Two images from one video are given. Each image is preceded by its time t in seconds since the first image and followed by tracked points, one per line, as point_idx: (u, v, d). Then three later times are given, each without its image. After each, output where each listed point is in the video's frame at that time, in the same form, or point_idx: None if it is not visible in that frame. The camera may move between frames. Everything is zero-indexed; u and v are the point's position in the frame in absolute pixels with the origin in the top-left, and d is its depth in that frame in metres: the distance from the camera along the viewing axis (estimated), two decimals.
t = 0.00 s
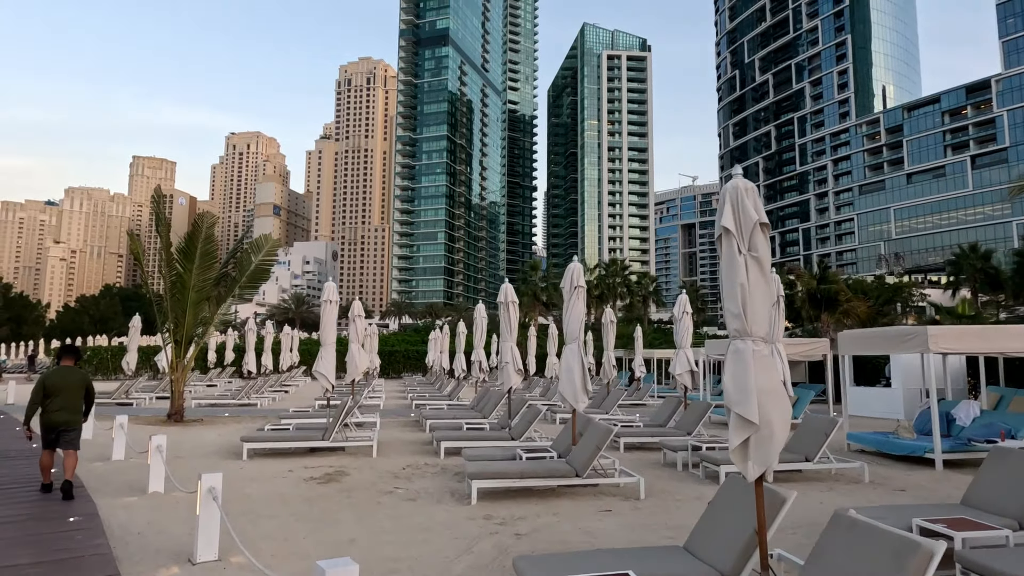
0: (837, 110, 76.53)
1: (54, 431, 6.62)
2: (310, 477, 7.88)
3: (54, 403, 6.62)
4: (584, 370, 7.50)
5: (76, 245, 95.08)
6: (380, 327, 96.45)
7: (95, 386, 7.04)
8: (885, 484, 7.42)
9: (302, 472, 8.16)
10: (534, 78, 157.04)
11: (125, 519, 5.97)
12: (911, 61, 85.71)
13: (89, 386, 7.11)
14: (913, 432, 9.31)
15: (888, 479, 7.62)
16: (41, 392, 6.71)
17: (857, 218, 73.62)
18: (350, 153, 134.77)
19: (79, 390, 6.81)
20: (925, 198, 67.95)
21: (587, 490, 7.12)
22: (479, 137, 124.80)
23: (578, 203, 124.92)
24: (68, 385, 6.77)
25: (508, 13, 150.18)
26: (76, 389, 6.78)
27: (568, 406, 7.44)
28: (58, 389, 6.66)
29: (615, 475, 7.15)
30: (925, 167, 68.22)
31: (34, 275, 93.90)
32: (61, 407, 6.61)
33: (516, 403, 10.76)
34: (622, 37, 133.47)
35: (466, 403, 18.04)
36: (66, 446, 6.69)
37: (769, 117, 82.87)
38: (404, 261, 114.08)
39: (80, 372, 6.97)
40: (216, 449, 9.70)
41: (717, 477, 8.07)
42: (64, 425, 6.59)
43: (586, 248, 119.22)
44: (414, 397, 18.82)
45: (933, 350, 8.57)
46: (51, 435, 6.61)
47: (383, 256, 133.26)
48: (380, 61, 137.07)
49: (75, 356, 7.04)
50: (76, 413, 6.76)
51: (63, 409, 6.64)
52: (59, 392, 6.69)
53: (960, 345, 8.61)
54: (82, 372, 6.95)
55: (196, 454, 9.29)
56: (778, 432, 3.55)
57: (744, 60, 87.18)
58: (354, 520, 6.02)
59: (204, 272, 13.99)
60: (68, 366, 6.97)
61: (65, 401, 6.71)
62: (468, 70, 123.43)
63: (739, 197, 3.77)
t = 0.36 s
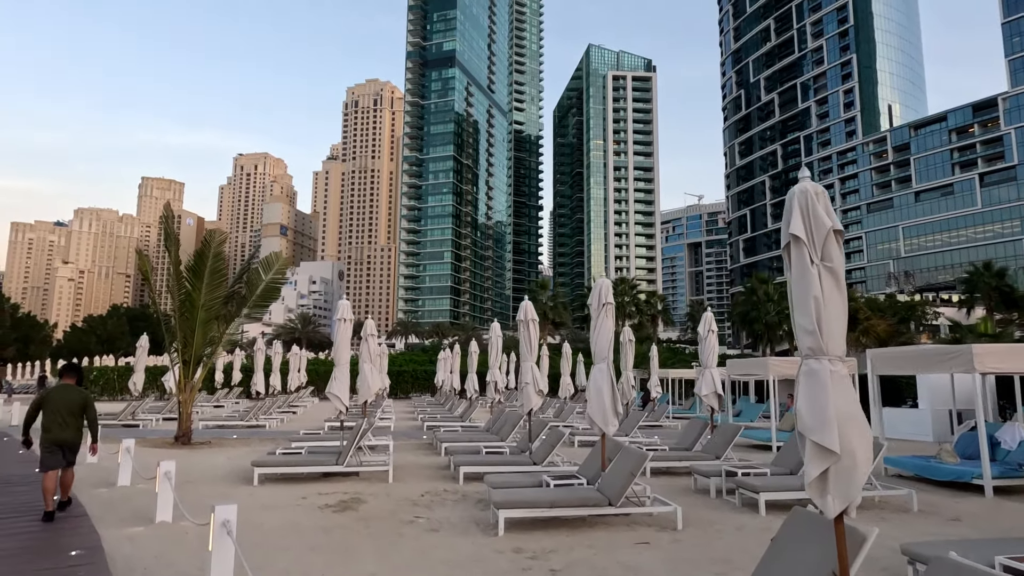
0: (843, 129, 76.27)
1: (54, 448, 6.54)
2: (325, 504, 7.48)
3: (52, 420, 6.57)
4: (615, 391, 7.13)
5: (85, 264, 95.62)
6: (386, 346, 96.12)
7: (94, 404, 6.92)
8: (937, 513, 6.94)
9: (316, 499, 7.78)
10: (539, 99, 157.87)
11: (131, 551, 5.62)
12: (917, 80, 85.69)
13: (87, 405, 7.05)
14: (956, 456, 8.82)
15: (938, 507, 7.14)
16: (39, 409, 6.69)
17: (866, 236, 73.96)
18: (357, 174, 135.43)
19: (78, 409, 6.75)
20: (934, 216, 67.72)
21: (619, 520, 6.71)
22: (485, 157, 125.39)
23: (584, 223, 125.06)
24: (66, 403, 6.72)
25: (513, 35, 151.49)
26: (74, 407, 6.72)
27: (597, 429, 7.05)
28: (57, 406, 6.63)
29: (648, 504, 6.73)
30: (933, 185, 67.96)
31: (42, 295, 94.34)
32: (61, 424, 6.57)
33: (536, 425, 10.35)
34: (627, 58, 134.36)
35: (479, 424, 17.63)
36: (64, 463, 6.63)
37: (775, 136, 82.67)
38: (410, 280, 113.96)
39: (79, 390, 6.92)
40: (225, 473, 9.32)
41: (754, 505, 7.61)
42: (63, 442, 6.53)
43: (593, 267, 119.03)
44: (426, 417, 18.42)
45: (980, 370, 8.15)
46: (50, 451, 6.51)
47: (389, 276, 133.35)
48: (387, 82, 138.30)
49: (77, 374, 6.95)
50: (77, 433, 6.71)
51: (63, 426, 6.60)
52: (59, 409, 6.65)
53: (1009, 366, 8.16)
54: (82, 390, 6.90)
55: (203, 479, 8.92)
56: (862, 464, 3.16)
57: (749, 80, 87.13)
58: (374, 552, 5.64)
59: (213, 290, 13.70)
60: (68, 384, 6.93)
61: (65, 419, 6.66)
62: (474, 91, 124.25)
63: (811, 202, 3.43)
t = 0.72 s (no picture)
0: (850, 147, 76.00)
1: (58, 470, 6.39)
2: (341, 533, 7.09)
3: (59, 440, 6.43)
4: (647, 413, 6.77)
5: (93, 284, 96.05)
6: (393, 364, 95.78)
7: (101, 423, 6.83)
8: (995, 545, 6.49)
9: (331, 527, 7.38)
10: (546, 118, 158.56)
11: None
12: (924, 98, 85.55)
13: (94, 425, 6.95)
14: (1002, 481, 8.38)
15: (993, 539, 6.69)
16: (45, 429, 6.56)
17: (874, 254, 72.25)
18: (364, 193, 135.97)
19: (83, 429, 6.62)
20: (943, 234, 67.36)
21: (654, 551, 6.31)
22: (492, 177, 125.80)
23: (591, 241, 125.01)
24: (72, 422, 6.59)
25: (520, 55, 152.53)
26: (80, 427, 6.61)
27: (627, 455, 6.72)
28: (64, 425, 6.50)
29: (686, 535, 6.33)
30: (941, 203, 67.58)
31: (51, 314, 94.68)
32: (67, 443, 6.44)
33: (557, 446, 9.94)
34: (632, 78, 135.00)
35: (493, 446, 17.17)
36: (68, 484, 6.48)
37: (781, 154, 82.55)
38: (417, 299, 113.83)
39: (86, 410, 6.82)
40: (234, 499, 8.92)
41: (794, 534, 7.20)
42: (69, 462, 6.40)
43: (599, 286, 118.73)
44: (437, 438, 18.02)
45: None
46: (53, 472, 6.37)
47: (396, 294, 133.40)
48: (394, 103, 139.25)
49: (85, 394, 6.88)
50: (81, 452, 6.56)
51: (69, 445, 6.46)
52: (65, 429, 6.51)
53: None
54: (89, 410, 6.81)
55: (213, 506, 8.52)
56: (966, 496, 3.10)
57: (755, 98, 87.18)
58: None
59: (223, 308, 13.41)
60: (75, 404, 6.80)
61: (71, 439, 6.53)
62: (481, 111, 124.88)
63: (895, 204, 3.52)
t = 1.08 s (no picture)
0: (862, 158, 75.18)
1: (57, 488, 6.30)
2: (358, 557, 6.65)
3: (59, 457, 6.35)
4: (684, 428, 6.38)
5: (105, 297, 96.54)
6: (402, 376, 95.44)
7: (98, 440, 6.76)
8: None
9: (347, 550, 6.97)
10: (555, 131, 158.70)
11: None
12: (935, 109, 84.94)
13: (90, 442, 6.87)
14: None
15: None
16: (44, 446, 6.45)
17: (888, 265, 71.52)
18: (374, 206, 136.30)
19: (83, 445, 6.54)
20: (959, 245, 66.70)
21: None
22: (501, 190, 125.90)
23: (600, 253, 124.63)
24: (72, 439, 6.50)
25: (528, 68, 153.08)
26: (79, 444, 6.53)
27: (663, 475, 6.32)
28: (63, 443, 6.40)
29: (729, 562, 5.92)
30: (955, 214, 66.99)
31: (63, 327, 95.24)
32: (66, 461, 6.36)
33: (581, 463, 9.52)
34: (641, 91, 135.16)
35: (508, 462, 16.72)
36: (69, 502, 6.39)
37: (791, 165, 81.90)
38: (426, 312, 113.56)
39: (84, 426, 6.76)
40: (244, 519, 8.54)
41: (843, 559, 6.73)
42: (69, 480, 6.32)
43: (609, 298, 118.12)
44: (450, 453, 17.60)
45: None
46: (53, 490, 6.28)
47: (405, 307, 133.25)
48: (403, 117, 139.82)
49: (81, 409, 6.76)
50: (80, 468, 6.47)
51: (69, 463, 6.38)
52: (64, 445, 6.41)
53: None
54: (87, 425, 6.74)
55: (223, 527, 8.12)
56: None
57: (764, 110, 86.75)
58: None
59: (235, 319, 13.10)
60: (73, 421, 6.72)
61: (70, 456, 6.44)
62: (490, 124, 125.14)
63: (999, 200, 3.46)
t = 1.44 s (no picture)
0: (879, 163, 73.87)
1: (67, 493, 6.44)
2: None
3: (68, 462, 6.48)
4: (735, 439, 5.99)
5: (123, 307, 97.47)
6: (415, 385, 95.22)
7: (109, 447, 6.85)
8: None
9: (374, 568, 6.62)
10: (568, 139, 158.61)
11: None
12: (954, 114, 83.78)
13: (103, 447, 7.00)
14: None
15: None
16: (56, 451, 6.62)
17: (907, 271, 70.36)
18: (388, 216, 136.68)
19: (93, 452, 6.66)
20: (980, 250, 65.55)
21: None
22: (515, 198, 125.89)
23: (614, 261, 124.10)
24: (81, 446, 6.64)
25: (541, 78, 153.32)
26: (89, 451, 6.65)
27: (712, 489, 5.93)
28: (73, 450, 6.55)
29: None
30: (976, 219, 65.87)
31: (81, 337, 96.26)
32: (77, 467, 6.48)
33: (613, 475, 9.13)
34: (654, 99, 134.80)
35: (531, 473, 16.33)
36: (77, 507, 6.53)
37: (808, 172, 80.97)
38: (440, 320, 113.47)
39: (96, 433, 6.88)
40: (264, 533, 8.23)
41: None
42: (78, 486, 6.44)
43: (624, 307, 117.29)
44: (470, 464, 17.22)
45: None
46: (64, 495, 6.42)
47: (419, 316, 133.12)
48: (417, 127, 140.41)
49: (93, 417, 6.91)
50: (90, 474, 6.60)
51: (78, 469, 6.50)
52: (75, 453, 6.57)
53: None
54: (98, 432, 6.87)
55: (241, 541, 7.82)
56: None
57: (780, 116, 86.02)
58: None
59: (254, 327, 12.85)
60: (85, 428, 6.88)
61: (81, 463, 6.57)
62: (504, 133, 125.35)
63: None
